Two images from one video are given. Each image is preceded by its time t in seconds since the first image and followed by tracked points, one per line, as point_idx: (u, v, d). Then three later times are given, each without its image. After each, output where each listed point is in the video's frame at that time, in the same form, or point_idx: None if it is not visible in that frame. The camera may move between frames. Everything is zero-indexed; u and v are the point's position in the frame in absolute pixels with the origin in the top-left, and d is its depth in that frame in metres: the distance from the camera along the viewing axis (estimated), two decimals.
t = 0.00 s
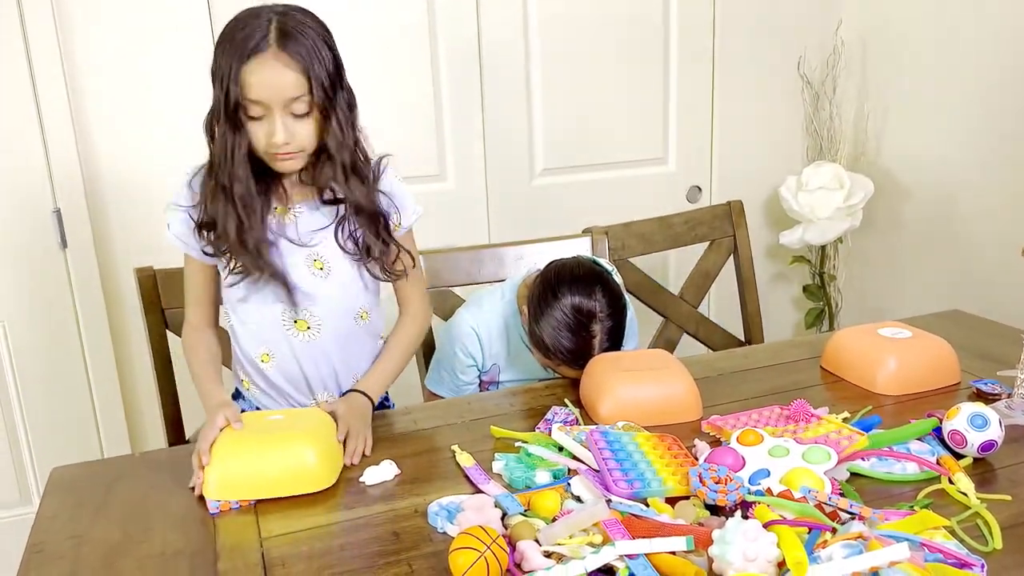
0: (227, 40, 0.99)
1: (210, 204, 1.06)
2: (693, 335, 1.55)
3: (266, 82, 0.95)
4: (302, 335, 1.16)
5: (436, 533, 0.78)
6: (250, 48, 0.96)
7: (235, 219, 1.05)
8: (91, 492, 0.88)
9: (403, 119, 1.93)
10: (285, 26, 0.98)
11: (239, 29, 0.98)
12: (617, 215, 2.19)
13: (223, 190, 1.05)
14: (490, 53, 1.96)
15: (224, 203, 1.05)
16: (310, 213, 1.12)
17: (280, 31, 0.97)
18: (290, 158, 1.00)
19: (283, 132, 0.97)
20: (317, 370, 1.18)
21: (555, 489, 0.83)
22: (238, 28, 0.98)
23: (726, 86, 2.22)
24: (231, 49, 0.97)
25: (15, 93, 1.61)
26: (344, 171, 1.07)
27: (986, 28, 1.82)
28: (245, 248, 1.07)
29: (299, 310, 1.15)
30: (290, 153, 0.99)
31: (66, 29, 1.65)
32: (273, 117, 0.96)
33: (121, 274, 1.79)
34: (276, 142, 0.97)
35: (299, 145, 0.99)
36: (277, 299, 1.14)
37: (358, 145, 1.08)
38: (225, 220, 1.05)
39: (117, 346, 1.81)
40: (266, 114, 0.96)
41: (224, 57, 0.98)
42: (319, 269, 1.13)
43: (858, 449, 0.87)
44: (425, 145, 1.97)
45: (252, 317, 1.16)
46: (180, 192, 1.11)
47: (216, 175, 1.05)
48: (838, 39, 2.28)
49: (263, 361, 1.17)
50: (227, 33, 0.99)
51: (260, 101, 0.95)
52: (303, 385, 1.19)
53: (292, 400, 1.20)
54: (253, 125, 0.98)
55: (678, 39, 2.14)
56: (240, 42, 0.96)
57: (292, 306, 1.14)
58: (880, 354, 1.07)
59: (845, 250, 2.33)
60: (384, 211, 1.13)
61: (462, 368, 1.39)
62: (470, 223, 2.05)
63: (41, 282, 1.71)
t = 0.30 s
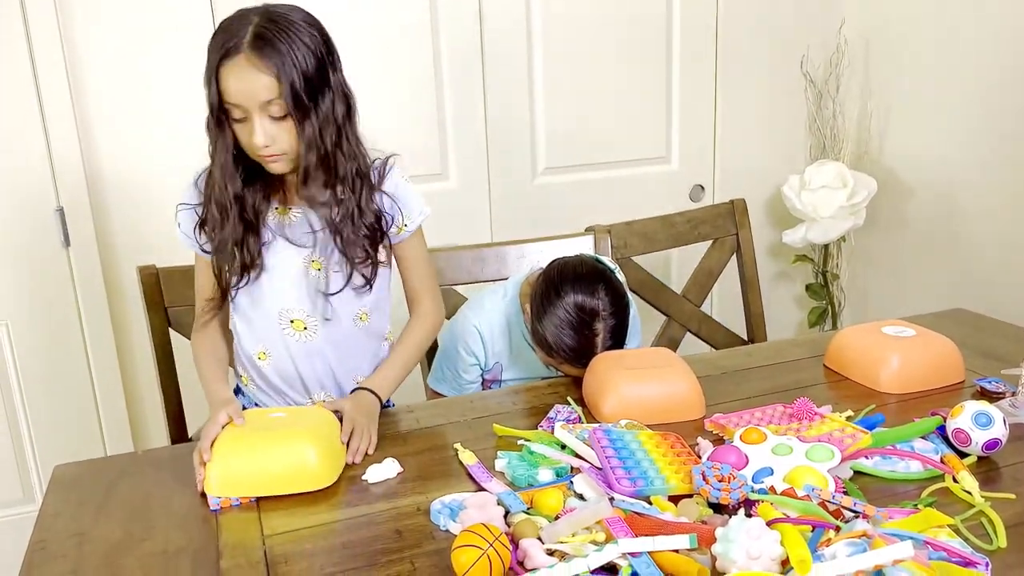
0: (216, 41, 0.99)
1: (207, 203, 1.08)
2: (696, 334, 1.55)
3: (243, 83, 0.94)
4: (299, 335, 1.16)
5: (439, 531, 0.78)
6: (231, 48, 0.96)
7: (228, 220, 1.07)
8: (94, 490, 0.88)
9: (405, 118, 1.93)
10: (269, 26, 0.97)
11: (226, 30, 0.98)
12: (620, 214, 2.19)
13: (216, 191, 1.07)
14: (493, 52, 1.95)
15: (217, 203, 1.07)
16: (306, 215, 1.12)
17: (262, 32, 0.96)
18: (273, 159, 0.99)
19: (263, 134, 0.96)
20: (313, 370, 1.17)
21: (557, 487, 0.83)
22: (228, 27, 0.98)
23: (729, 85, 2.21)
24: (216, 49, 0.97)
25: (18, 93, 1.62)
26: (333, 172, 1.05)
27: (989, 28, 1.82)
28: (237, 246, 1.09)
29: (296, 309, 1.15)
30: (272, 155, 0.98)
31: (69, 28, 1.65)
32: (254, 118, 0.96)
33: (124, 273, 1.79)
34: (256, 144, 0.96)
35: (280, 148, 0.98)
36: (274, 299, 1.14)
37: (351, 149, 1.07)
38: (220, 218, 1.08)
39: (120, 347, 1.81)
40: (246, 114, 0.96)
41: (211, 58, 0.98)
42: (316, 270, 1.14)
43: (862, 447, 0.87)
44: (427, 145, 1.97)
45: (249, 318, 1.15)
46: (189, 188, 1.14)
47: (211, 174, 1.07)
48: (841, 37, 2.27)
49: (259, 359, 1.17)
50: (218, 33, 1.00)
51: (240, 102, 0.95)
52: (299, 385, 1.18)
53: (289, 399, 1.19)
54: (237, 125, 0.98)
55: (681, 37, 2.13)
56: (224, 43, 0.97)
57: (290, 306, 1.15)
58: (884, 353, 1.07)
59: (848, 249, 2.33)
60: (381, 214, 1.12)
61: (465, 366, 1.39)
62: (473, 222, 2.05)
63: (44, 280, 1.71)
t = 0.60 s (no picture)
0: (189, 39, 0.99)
1: (190, 212, 1.07)
2: (699, 335, 1.54)
3: (220, 73, 0.94)
4: (303, 344, 1.15)
5: (442, 534, 0.78)
6: (205, 41, 0.96)
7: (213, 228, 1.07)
8: (98, 492, 0.88)
9: (408, 118, 1.93)
10: (251, 16, 0.97)
11: (199, 26, 0.98)
12: (623, 214, 2.19)
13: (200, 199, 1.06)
14: (496, 52, 1.95)
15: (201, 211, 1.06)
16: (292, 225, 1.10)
17: (243, 21, 0.97)
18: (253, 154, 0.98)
19: (243, 125, 0.95)
20: (318, 377, 1.17)
21: (561, 490, 0.83)
22: (201, 24, 0.99)
23: (732, 85, 2.21)
24: (190, 45, 0.97)
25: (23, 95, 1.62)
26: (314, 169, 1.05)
27: (993, 28, 1.82)
28: (222, 253, 1.07)
29: (296, 319, 1.14)
30: (252, 147, 0.97)
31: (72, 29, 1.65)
32: (233, 110, 0.95)
33: (128, 274, 1.79)
34: (235, 136, 0.95)
35: (260, 139, 0.97)
36: (273, 310, 1.14)
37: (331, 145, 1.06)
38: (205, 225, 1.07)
39: (124, 348, 1.82)
40: (224, 107, 0.95)
41: (185, 56, 0.98)
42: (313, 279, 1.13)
43: (866, 450, 0.87)
44: (431, 145, 1.96)
45: (247, 329, 1.16)
46: (169, 204, 1.13)
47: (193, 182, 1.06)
48: (845, 37, 2.27)
49: (263, 367, 1.17)
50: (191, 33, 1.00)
51: (216, 93, 0.95)
52: (304, 392, 1.18)
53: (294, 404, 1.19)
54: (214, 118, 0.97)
55: (685, 36, 2.13)
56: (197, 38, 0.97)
57: (290, 316, 1.14)
58: (888, 355, 1.07)
59: (852, 249, 2.32)
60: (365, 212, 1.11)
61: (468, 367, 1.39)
62: (476, 222, 2.04)
63: (48, 280, 1.71)
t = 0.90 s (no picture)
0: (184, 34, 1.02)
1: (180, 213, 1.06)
2: (704, 336, 1.54)
3: (220, 50, 0.97)
4: (302, 350, 1.15)
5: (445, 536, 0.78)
6: (204, 27, 0.99)
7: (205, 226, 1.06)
8: (102, 493, 0.88)
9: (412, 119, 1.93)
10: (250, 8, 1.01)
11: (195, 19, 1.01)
12: (627, 215, 2.19)
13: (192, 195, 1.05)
14: (500, 53, 1.95)
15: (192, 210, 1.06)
16: (284, 228, 1.09)
17: (244, 9, 1.01)
18: (252, 130, 0.99)
19: (245, 101, 0.98)
20: (320, 380, 1.17)
21: (565, 492, 0.83)
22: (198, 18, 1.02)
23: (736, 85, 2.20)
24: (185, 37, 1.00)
25: (27, 96, 1.62)
26: (306, 164, 1.03)
27: (998, 28, 1.81)
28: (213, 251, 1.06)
29: (294, 326, 1.14)
30: (252, 122, 0.99)
31: (76, 29, 1.65)
32: (234, 84, 0.98)
33: (132, 275, 1.79)
34: (238, 109, 0.98)
35: (261, 114, 0.99)
36: (270, 316, 1.13)
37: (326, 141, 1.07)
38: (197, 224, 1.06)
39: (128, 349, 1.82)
40: (223, 85, 0.98)
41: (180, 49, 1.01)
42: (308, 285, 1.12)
43: (872, 452, 0.87)
44: (434, 146, 1.96)
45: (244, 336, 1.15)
46: (160, 221, 1.13)
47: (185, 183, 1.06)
48: (849, 37, 2.26)
49: (264, 372, 1.17)
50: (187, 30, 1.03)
51: (215, 72, 0.97)
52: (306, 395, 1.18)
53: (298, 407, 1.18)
54: (209, 100, 0.99)
55: (689, 36, 2.13)
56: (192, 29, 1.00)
57: (287, 323, 1.13)
58: (893, 356, 1.06)
59: (856, 250, 2.32)
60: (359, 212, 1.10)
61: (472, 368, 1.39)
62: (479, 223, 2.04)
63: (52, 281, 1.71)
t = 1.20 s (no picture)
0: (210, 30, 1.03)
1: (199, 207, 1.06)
2: (706, 336, 1.54)
3: (250, 48, 0.98)
4: (311, 346, 1.14)
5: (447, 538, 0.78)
6: (232, 25, 1.00)
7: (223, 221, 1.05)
8: (104, 494, 0.88)
9: (414, 119, 1.93)
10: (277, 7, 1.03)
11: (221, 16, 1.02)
12: (629, 215, 2.18)
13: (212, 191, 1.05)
14: (502, 54, 1.95)
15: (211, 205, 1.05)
16: (303, 224, 1.10)
17: (272, 8, 1.02)
18: (278, 129, 1.00)
19: (275, 99, 0.99)
20: (325, 378, 1.16)
21: (567, 494, 0.83)
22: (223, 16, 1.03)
23: (739, 86, 2.20)
24: (212, 33, 1.01)
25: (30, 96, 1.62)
26: (329, 163, 1.05)
27: (1002, 28, 1.81)
28: (232, 246, 1.06)
29: (304, 321, 1.13)
30: (280, 122, 1.00)
31: (78, 30, 1.65)
32: (263, 83, 0.98)
33: (134, 275, 1.80)
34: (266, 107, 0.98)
35: (288, 114, 1.00)
36: (282, 310, 1.12)
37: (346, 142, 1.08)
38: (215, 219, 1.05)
39: (130, 349, 1.82)
40: (252, 83, 0.99)
41: (205, 44, 1.01)
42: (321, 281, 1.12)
43: (874, 454, 0.87)
44: (437, 146, 1.96)
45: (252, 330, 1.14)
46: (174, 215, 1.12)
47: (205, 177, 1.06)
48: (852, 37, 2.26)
49: (269, 369, 1.16)
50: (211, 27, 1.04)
51: (244, 70, 0.98)
52: (310, 394, 1.17)
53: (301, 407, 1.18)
54: (237, 97, 0.99)
55: (691, 37, 2.12)
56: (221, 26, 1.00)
57: (298, 318, 1.12)
58: (896, 358, 1.06)
59: (859, 250, 2.32)
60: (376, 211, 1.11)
61: (474, 369, 1.39)
62: (481, 223, 2.04)
63: (54, 281, 1.71)
